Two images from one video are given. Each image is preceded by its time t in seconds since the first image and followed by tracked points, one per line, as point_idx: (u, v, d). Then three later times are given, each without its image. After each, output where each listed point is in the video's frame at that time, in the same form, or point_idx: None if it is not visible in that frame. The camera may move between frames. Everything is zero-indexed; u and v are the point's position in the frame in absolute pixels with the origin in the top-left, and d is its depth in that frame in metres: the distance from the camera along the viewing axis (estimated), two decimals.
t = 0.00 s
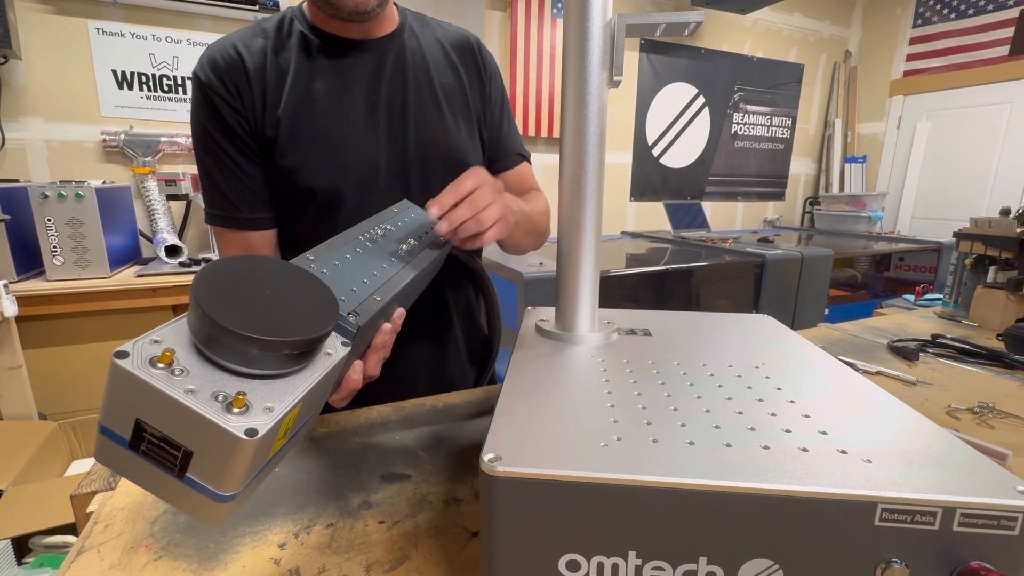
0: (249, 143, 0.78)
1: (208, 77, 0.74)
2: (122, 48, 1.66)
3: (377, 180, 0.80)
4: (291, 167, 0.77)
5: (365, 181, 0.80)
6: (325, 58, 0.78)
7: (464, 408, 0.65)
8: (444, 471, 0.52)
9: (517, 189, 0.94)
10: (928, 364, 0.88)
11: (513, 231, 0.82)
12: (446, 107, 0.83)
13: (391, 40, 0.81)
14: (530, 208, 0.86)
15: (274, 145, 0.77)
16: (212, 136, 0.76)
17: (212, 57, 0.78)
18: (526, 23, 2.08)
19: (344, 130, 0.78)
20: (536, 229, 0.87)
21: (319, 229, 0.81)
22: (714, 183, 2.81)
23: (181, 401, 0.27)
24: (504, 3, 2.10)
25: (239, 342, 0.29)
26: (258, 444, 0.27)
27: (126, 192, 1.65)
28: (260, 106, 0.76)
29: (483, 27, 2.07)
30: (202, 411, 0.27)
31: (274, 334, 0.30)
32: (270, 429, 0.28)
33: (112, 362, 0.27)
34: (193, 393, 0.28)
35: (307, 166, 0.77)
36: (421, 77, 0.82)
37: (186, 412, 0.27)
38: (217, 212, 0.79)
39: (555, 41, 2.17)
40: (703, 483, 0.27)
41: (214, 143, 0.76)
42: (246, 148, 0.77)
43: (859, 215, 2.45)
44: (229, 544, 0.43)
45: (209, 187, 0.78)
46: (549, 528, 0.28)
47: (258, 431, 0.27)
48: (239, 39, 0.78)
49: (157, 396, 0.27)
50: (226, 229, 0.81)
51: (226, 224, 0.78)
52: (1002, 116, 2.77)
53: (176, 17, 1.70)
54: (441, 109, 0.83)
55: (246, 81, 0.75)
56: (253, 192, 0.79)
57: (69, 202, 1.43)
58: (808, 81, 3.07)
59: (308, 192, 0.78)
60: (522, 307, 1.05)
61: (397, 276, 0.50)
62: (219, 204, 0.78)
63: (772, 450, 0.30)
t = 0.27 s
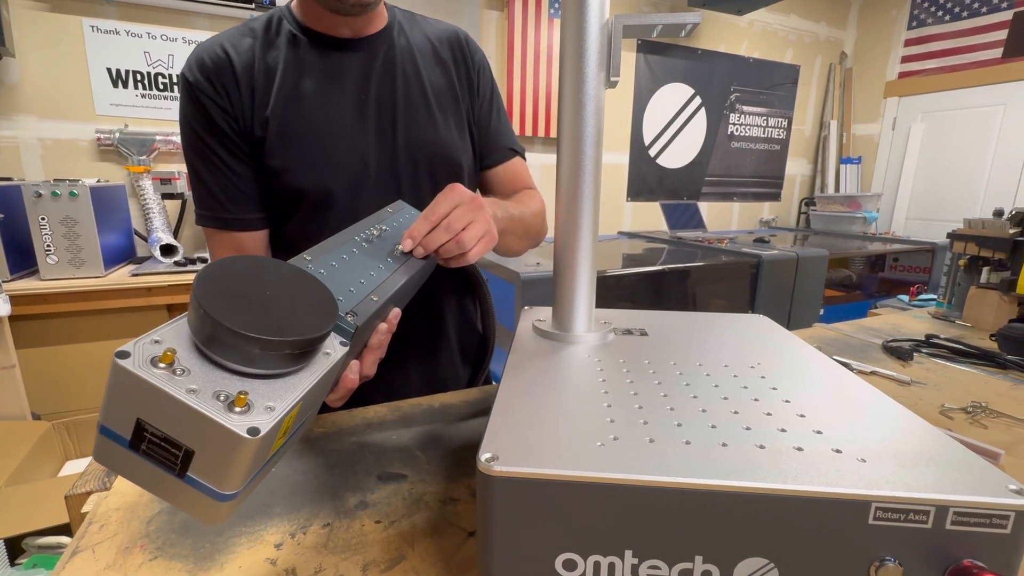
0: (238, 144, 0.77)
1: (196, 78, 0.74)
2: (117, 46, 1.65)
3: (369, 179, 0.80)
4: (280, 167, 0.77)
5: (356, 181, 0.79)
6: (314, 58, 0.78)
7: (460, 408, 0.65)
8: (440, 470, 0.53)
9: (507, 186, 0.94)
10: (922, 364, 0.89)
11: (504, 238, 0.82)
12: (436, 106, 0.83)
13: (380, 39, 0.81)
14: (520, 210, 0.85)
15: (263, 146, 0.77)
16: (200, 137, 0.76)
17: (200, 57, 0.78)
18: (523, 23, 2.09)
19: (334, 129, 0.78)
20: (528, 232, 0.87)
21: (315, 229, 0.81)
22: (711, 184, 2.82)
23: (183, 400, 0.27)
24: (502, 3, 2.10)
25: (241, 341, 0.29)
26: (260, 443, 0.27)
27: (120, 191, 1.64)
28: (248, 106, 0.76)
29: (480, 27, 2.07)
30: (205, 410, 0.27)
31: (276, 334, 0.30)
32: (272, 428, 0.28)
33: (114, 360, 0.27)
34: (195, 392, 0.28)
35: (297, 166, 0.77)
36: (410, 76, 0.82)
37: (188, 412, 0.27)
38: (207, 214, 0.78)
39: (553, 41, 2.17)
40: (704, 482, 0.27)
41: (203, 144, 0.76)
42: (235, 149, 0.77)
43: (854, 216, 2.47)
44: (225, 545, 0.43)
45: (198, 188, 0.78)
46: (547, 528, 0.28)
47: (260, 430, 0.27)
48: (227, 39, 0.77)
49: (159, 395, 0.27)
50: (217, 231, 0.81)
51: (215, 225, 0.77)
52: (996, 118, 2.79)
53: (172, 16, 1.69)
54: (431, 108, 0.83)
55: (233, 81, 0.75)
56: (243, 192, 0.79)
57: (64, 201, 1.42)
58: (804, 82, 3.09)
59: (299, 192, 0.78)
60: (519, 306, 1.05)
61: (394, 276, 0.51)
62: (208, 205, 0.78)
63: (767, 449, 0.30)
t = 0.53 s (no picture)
0: (233, 141, 0.77)
1: (191, 74, 0.74)
2: (112, 43, 1.64)
3: (364, 178, 0.80)
4: (276, 164, 0.77)
5: (351, 178, 0.79)
6: (311, 55, 0.78)
7: (456, 407, 0.65)
8: (436, 469, 0.53)
9: (501, 186, 0.94)
10: (915, 363, 0.89)
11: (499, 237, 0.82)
12: (432, 104, 0.84)
13: (378, 37, 0.81)
14: (514, 209, 0.86)
15: (259, 143, 0.77)
16: (195, 132, 0.75)
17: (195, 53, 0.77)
18: (521, 22, 2.08)
19: (331, 127, 0.78)
20: (522, 232, 0.87)
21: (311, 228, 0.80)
22: (707, 183, 2.82)
23: (177, 390, 0.27)
24: (499, 1, 2.10)
25: (236, 332, 0.29)
26: (254, 435, 0.27)
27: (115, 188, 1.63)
28: (244, 102, 0.75)
29: (477, 26, 2.07)
30: (198, 401, 0.27)
31: (272, 324, 0.30)
32: (266, 419, 0.28)
33: (107, 350, 0.27)
34: (190, 382, 0.28)
35: (293, 163, 0.76)
36: (406, 75, 0.82)
37: (182, 402, 0.27)
38: (200, 210, 0.78)
39: (550, 40, 2.17)
40: (700, 480, 0.27)
41: (198, 140, 0.75)
42: (230, 145, 0.77)
43: (850, 216, 2.48)
44: (219, 544, 0.42)
45: (192, 185, 0.77)
46: (541, 525, 0.29)
47: (254, 421, 0.27)
48: (223, 35, 0.77)
49: (153, 385, 0.27)
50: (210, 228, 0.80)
51: (209, 221, 0.77)
52: (990, 119, 2.80)
53: (167, 13, 1.68)
54: (427, 106, 0.83)
55: (230, 77, 0.75)
56: (238, 189, 0.78)
57: (57, 198, 1.41)
58: (800, 82, 3.10)
59: (294, 189, 0.78)
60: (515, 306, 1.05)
61: (390, 273, 0.50)
62: (202, 202, 0.77)
63: (760, 448, 0.30)
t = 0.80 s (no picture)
0: (237, 135, 0.76)
1: (197, 68, 0.73)
2: (107, 41, 1.63)
3: (366, 176, 0.80)
4: (279, 159, 0.76)
5: (353, 177, 0.79)
6: (317, 53, 0.78)
7: (453, 407, 0.65)
8: (433, 469, 0.52)
9: (502, 188, 0.94)
10: (910, 362, 0.90)
11: (498, 238, 0.83)
12: (436, 104, 0.84)
13: (385, 37, 0.81)
14: (514, 211, 0.86)
15: (263, 138, 0.76)
16: (197, 126, 0.74)
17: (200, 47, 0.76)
18: (518, 22, 2.08)
19: (334, 125, 0.77)
20: (521, 234, 0.87)
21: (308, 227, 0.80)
22: (705, 183, 2.83)
23: (181, 369, 0.27)
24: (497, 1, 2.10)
25: (242, 314, 0.29)
26: (257, 416, 0.27)
27: (110, 187, 1.62)
28: (249, 96, 0.75)
29: (475, 26, 2.07)
30: (204, 381, 0.27)
31: (279, 308, 0.30)
32: (270, 401, 0.28)
33: (113, 327, 0.26)
34: (194, 361, 0.28)
35: (296, 159, 0.76)
36: (411, 75, 0.82)
37: (186, 381, 0.27)
38: (201, 204, 0.77)
39: (547, 40, 2.17)
40: (701, 480, 0.27)
41: (199, 132, 0.75)
42: (234, 140, 0.76)
43: (846, 216, 2.49)
44: (215, 544, 0.42)
45: (193, 179, 0.77)
46: (538, 522, 0.28)
47: (258, 402, 0.27)
48: (229, 32, 0.76)
49: (158, 364, 0.27)
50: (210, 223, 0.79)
51: (210, 215, 0.76)
52: (985, 120, 2.82)
53: (163, 11, 1.68)
54: (431, 106, 0.83)
55: (235, 71, 0.74)
56: (239, 183, 0.77)
57: (52, 197, 1.40)
58: (796, 83, 3.11)
59: (295, 184, 0.77)
60: (512, 305, 1.05)
61: (392, 267, 0.50)
62: (203, 196, 0.77)
63: (756, 447, 0.31)
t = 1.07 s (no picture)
0: (241, 134, 0.76)
1: (202, 67, 0.73)
2: (103, 40, 1.62)
3: (369, 175, 0.80)
4: (283, 158, 0.76)
5: (356, 175, 0.79)
6: (321, 53, 0.78)
7: (450, 407, 0.65)
8: (430, 469, 0.52)
9: (504, 188, 0.93)
10: (906, 363, 0.90)
11: (499, 237, 0.82)
12: (440, 104, 0.83)
13: (388, 37, 0.81)
14: (515, 210, 0.86)
15: (267, 137, 0.76)
16: (202, 125, 0.75)
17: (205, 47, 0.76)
18: (516, 23, 2.09)
19: (338, 124, 0.77)
20: (523, 233, 0.87)
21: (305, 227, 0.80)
22: (702, 184, 2.84)
23: (189, 347, 0.27)
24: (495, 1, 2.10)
25: (250, 294, 0.29)
26: (265, 394, 0.27)
27: (106, 186, 1.62)
28: (253, 96, 0.75)
29: (473, 26, 2.06)
30: (212, 358, 0.27)
31: (286, 288, 0.30)
32: (277, 380, 0.28)
33: (122, 304, 0.27)
34: (203, 340, 0.28)
35: (300, 157, 0.76)
36: (414, 74, 0.82)
37: (194, 358, 0.27)
38: (205, 203, 0.77)
39: (545, 40, 2.17)
40: (701, 480, 0.27)
41: (205, 132, 0.75)
42: (238, 138, 0.76)
43: (842, 217, 2.50)
44: (211, 544, 0.42)
45: (197, 177, 0.77)
46: (537, 519, 0.28)
47: (265, 380, 0.27)
48: (234, 32, 0.77)
49: (166, 341, 0.27)
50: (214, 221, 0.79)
51: (214, 213, 0.76)
52: (979, 121, 2.83)
53: (160, 10, 1.67)
54: (434, 105, 0.83)
55: (240, 70, 0.74)
56: (244, 181, 0.77)
57: (47, 196, 1.39)
58: (793, 84, 3.12)
59: (299, 183, 0.77)
60: (509, 305, 1.05)
61: (397, 260, 0.50)
62: (208, 194, 0.77)
63: (753, 447, 0.31)
